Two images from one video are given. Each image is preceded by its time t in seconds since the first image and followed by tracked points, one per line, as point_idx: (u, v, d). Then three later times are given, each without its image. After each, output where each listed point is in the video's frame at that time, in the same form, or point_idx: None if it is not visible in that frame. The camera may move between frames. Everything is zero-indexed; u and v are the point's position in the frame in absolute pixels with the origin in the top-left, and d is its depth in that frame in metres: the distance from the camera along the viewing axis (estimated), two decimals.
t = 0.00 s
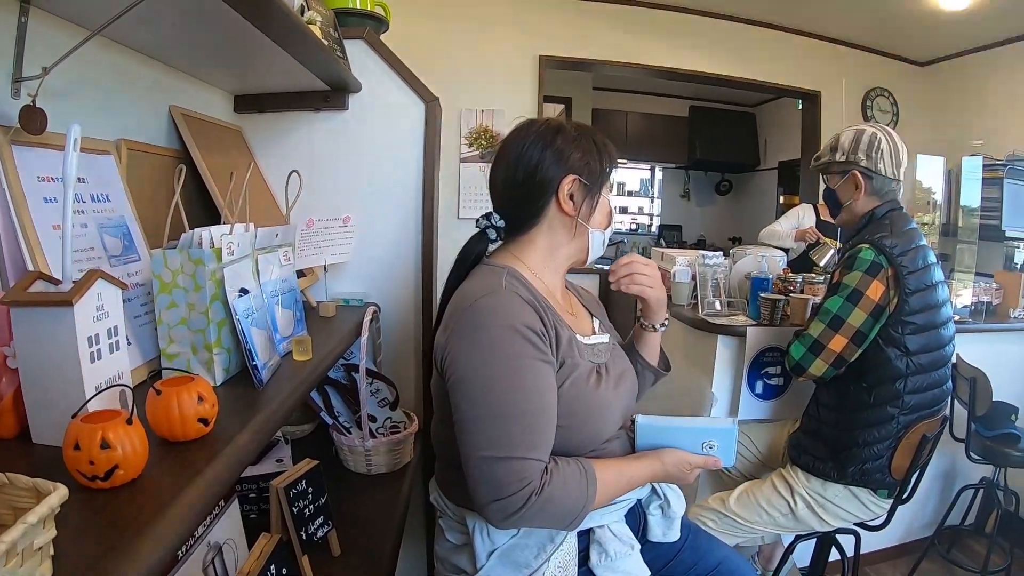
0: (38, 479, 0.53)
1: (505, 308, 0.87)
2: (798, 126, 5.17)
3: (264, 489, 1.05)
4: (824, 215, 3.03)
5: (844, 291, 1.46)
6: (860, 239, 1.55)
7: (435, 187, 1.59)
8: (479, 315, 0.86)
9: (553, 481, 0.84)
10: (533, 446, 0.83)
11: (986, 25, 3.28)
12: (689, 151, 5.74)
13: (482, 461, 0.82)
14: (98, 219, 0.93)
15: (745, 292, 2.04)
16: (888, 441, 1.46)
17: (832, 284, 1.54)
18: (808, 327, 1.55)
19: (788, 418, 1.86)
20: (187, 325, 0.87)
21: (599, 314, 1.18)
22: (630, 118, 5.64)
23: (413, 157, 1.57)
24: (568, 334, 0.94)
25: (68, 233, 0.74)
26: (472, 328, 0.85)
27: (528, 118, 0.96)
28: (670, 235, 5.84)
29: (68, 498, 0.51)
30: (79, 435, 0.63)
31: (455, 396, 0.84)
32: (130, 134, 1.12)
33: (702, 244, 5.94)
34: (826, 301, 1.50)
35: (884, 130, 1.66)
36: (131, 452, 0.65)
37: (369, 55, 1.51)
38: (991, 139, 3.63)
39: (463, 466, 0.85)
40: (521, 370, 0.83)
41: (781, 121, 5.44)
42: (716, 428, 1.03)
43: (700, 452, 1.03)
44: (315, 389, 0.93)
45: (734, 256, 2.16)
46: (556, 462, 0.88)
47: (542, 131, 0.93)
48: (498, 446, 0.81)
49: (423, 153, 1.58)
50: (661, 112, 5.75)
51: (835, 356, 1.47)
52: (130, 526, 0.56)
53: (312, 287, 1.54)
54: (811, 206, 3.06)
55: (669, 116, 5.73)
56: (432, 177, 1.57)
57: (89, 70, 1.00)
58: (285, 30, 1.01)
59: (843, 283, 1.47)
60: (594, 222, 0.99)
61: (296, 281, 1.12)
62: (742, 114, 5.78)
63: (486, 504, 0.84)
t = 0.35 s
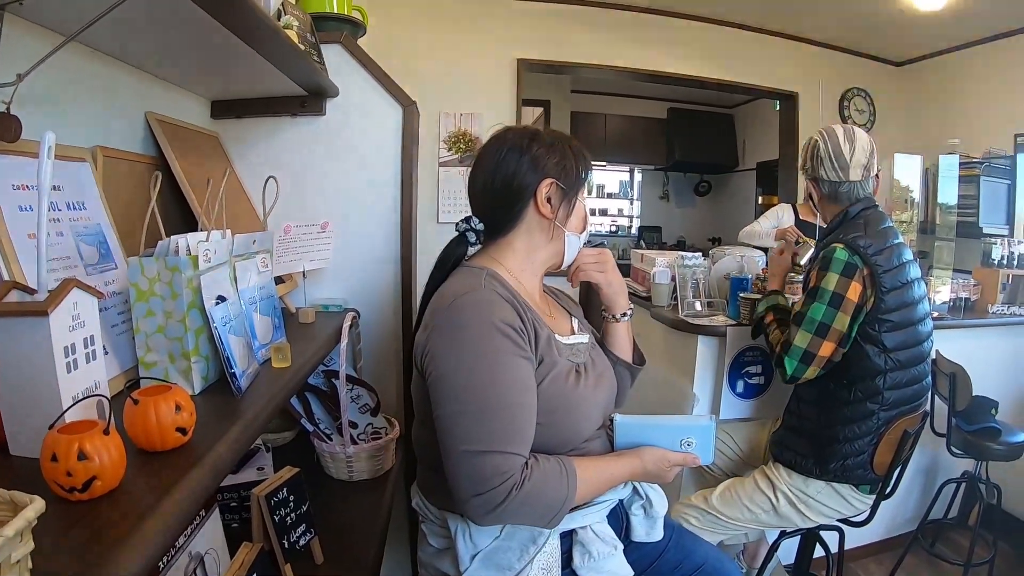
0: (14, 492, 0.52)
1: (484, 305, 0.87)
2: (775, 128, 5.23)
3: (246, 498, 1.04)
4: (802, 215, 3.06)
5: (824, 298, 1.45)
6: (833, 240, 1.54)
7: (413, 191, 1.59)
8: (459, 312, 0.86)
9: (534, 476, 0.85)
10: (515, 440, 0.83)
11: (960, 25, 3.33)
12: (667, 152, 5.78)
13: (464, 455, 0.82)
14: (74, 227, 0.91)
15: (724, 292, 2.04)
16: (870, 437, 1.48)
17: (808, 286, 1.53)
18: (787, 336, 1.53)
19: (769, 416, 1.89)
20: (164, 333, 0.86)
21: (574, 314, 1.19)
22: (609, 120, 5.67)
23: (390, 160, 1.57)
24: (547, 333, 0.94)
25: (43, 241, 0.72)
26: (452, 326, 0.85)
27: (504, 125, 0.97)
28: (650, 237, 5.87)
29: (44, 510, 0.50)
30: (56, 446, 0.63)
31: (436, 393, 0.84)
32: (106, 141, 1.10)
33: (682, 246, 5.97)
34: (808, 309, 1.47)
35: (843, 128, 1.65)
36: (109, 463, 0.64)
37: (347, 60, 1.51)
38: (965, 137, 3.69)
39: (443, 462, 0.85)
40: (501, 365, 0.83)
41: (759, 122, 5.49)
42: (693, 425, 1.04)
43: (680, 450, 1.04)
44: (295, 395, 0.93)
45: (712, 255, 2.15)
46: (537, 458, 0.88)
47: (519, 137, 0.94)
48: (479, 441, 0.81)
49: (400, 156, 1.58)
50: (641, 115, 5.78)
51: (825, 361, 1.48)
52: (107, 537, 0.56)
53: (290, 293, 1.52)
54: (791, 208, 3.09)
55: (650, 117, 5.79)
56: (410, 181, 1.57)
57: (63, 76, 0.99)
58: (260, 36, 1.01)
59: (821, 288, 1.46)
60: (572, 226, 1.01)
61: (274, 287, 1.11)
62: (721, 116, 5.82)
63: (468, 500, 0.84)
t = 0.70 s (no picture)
0: None
1: (465, 305, 0.87)
2: (757, 126, 5.27)
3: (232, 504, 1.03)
4: (785, 212, 3.09)
5: (807, 296, 1.45)
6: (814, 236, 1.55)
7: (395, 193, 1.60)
8: (440, 314, 0.86)
9: (517, 476, 0.85)
10: (497, 439, 0.83)
11: (938, 23, 3.38)
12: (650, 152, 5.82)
13: (445, 456, 0.82)
14: (55, 233, 0.90)
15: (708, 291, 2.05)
16: (854, 432, 1.49)
17: (790, 283, 1.52)
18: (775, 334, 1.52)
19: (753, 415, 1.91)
20: (146, 339, 0.86)
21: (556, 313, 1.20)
22: (592, 121, 5.69)
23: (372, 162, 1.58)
24: (528, 333, 0.95)
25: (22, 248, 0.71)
26: (431, 327, 0.85)
27: (484, 128, 0.98)
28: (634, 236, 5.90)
29: (26, 519, 0.50)
30: (38, 453, 0.62)
31: (418, 395, 0.84)
32: (87, 145, 1.09)
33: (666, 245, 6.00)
34: (793, 308, 1.47)
35: (825, 125, 1.67)
36: (93, 470, 0.63)
37: (330, 63, 1.51)
38: (947, 134, 3.73)
39: (427, 463, 0.85)
40: (483, 365, 0.83)
41: (741, 121, 5.53)
42: (677, 425, 1.06)
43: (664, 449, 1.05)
44: (278, 400, 0.93)
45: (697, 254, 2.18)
46: (521, 457, 0.89)
47: (498, 139, 0.94)
48: (461, 441, 0.81)
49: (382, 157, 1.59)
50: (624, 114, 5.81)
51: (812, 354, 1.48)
52: (88, 547, 0.55)
53: (274, 297, 1.52)
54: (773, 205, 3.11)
55: (631, 117, 5.82)
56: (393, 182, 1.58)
57: (44, 80, 0.98)
58: (241, 39, 1.01)
59: (805, 286, 1.45)
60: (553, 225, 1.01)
61: (257, 291, 1.11)
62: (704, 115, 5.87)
63: (451, 500, 0.84)
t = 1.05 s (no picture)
0: None
1: (442, 308, 0.87)
2: (740, 125, 5.31)
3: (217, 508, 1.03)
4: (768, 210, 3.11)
5: (789, 291, 1.47)
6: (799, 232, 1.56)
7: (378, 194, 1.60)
8: (419, 318, 0.86)
9: (510, 473, 0.85)
10: (487, 439, 0.83)
11: (920, 23, 3.41)
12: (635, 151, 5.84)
13: (436, 459, 0.82)
14: (36, 237, 0.89)
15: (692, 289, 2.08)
16: (839, 428, 1.51)
17: (773, 279, 1.54)
18: (757, 327, 1.54)
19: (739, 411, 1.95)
20: (128, 342, 0.85)
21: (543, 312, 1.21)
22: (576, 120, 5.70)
23: (354, 162, 1.58)
24: (509, 332, 0.95)
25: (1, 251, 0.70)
26: (411, 331, 0.85)
27: (459, 127, 0.98)
28: (620, 236, 5.92)
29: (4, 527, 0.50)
30: (18, 460, 0.61)
31: (403, 401, 0.83)
32: (67, 148, 1.08)
33: (652, 244, 6.02)
34: (776, 302, 1.49)
35: (811, 123, 1.68)
36: (74, 475, 0.63)
37: (313, 64, 1.50)
38: (929, 131, 3.77)
39: (418, 469, 0.85)
40: (467, 367, 0.83)
41: (725, 121, 5.56)
42: (671, 393, 1.06)
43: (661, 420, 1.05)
44: (262, 402, 0.93)
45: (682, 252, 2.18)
46: (512, 454, 0.89)
47: (472, 137, 0.95)
48: (452, 445, 0.81)
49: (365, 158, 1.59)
50: (608, 114, 5.83)
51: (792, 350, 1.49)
52: (70, 552, 0.55)
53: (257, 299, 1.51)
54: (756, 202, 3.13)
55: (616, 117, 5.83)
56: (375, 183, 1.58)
57: (23, 82, 0.97)
58: (222, 40, 1.01)
59: (786, 281, 1.48)
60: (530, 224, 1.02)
61: (239, 294, 1.11)
62: (688, 114, 5.89)
63: (446, 505, 0.84)
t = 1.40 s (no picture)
0: None
1: (431, 308, 0.87)
2: (726, 123, 5.33)
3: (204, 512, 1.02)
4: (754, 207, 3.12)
5: (772, 277, 1.49)
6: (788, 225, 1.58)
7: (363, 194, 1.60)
8: (408, 320, 0.85)
9: (514, 465, 0.86)
10: (489, 436, 0.83)
11: (904, 21, 3.44)
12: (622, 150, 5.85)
13: (442, 461, 0.81)
14: (18, 239, 0.88)
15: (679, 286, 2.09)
16: (827, 426, 1.51)
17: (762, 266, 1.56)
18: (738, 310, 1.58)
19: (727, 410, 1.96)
20: (112, 345, 0.84)
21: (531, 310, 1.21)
22: (563, 119, 5.71)
23: (340, 162, 1.57)
24: (498, 330, 0.95)
25: None
26: (400, 335, 0.84)
27: (446, 124, 0.98)
28: (608, 234, 5.94)
29: None
30: None
31: (400, 405, 0.83)
32: (49, 150, 1.07)
33: (639, 242, 6.04)
34: (757, 285, 1.52)
35: (800, 119, 1.69)
36: (57, 480, 0.62)
37: (298, 64, 1.50)
38: (915, 129, 3.80)
39: (420, 471, 0.84)
40: (464, 365, 0.83)
41: (712, 120, 5.57)
42: (626, 359, 1.05)
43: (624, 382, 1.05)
44: (247, 404, 0.93)
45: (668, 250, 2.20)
46: (510, 445, 0.90)
47: (459, 135, 0.95)
48: (456, 444, 0.81)
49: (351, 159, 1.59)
50: (596, 112, 5.84)
51: (763, 339, 1.52)
52: (55, 558, 0.54)
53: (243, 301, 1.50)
54: (742, 199, 3.14)
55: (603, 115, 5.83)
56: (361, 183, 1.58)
57: (4, 82, 0.95)
58: (206, 40, 1.00)
59: (772, 268, 1.50)
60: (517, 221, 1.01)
61: (224, 296, 1.10)
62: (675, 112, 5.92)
63: (454, 506, 0.83)
